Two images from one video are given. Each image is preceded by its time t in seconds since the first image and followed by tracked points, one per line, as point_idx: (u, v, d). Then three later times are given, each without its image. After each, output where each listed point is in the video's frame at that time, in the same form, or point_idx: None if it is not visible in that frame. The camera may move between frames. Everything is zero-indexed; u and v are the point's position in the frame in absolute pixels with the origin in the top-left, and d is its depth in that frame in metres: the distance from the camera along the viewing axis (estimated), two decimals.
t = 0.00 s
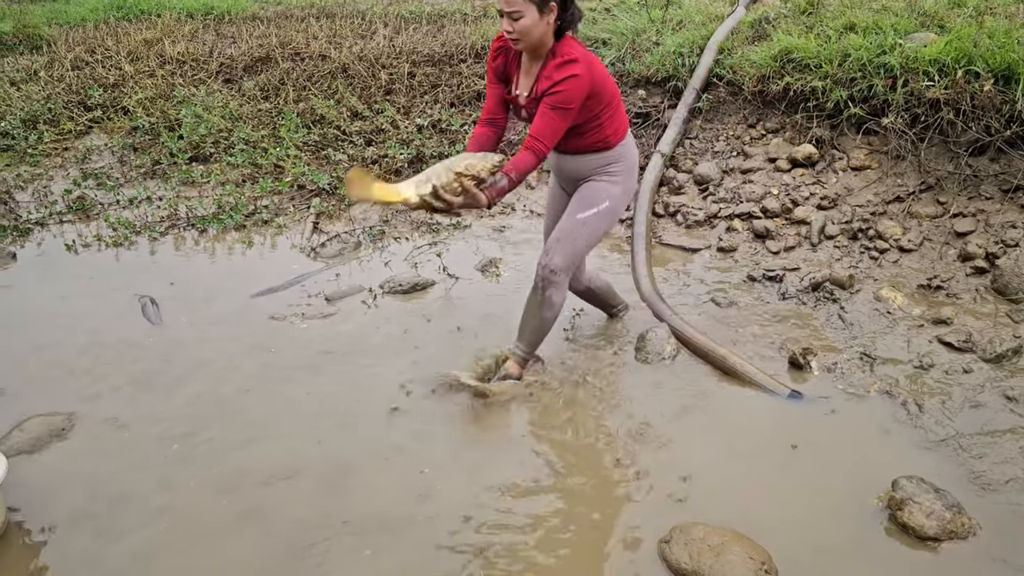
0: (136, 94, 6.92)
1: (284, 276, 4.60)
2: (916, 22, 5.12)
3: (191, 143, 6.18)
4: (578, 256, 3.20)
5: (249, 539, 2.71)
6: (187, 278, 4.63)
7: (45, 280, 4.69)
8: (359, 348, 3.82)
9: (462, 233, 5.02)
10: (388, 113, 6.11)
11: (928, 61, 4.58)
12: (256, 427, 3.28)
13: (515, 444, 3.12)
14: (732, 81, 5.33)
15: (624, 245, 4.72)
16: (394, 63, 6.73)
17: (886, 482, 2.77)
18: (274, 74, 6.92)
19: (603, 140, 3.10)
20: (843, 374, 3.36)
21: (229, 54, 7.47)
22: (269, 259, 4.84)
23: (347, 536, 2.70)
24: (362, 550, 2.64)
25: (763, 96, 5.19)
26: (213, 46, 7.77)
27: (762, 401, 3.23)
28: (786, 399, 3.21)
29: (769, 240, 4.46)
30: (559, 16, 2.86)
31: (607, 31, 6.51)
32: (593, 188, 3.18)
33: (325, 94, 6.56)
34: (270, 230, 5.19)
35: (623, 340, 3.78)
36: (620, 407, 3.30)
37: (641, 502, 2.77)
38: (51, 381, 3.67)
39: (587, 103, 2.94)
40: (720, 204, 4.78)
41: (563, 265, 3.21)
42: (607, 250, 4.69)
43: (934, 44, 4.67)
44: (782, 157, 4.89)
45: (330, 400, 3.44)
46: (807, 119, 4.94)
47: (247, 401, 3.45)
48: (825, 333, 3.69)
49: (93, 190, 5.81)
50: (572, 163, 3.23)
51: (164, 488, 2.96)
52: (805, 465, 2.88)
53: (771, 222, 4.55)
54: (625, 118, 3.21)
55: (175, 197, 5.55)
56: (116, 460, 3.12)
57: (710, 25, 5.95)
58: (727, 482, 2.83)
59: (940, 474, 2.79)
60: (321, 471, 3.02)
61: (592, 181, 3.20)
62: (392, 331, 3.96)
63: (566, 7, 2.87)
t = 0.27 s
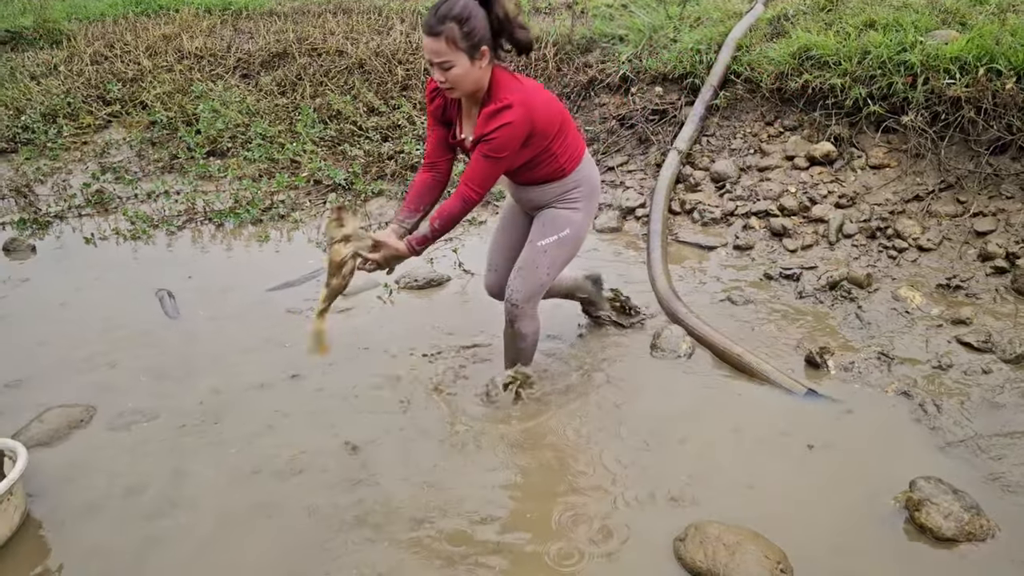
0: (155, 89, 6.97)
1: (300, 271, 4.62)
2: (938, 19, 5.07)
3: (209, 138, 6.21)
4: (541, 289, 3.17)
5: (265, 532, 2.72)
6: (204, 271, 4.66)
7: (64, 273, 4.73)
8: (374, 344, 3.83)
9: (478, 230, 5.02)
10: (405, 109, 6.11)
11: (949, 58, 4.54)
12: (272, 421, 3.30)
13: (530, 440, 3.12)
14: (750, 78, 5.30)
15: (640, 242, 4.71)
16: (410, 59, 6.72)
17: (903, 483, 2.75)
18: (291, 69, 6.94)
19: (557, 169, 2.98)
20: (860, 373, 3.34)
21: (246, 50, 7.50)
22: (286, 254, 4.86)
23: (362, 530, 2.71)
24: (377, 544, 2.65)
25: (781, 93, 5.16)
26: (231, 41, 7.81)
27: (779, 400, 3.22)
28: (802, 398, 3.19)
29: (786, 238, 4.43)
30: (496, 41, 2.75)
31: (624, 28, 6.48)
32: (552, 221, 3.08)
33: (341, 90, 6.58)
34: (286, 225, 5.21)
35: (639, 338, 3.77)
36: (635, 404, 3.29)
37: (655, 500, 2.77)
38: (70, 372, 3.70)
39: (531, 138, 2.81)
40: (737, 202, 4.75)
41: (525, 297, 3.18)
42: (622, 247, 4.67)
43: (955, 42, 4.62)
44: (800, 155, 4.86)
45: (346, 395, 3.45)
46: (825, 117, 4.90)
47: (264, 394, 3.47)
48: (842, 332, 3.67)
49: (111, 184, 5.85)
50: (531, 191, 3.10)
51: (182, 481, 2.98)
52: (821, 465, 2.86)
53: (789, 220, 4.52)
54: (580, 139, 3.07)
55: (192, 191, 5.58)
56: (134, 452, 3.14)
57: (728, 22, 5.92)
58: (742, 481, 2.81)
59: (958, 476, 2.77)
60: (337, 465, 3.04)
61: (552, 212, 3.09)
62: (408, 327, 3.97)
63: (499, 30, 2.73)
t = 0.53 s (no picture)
0: (177, 84, 7.02)
1: (321, 266, 4.64)
2: (965, 17, 5.01)
3: (231, 133, 6.25)
4: (525, 294, 3.07)
5: (286, 526, 2.74)
6: (225, 266, 4.69)
7: (88, 265, 4.78)
8: (394, 339, 3.84)
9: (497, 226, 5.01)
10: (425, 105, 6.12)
11: (975, 57, 4.49)
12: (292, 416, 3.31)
13: (548, 438, 3.11)
14: (772, 76, 5.26)
15: (660, 241, 4.69)
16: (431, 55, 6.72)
17: (924, 486, 2.73)
18: (312, 65, 6.96)
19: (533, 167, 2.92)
20: (883, 375, 3.31)
21: (268, 46, 7.54)
22: (307, 249, 4.88)
23: (381, 526, 2.72)
24: (395, 539, 2.66)
25: (805, 92, 5.12)
26: (253, 37, 7.84)
27: (799, 400, 3.20)
28: (823, 399, 3.17)
29: (808, 237, 4.40)
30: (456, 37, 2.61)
31: (646, 25, 6.46)
32: (527, 222, 3.01)
33: (362, 86, 6.59)
34: (307, 220, 5.23)
35: (659, 336, 3.75)
36: (655, 402, 3.28)
37: (673, 499, 2.76)
38: (93, 365, 3.74)
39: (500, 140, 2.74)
40: (759, 201, 4.72)
41: (511, 304, 3.09)
42: (642, 246, 4.66)
43: (982, 41, 4.57)
44: (822, 154, 4.82)
45: (365, 390, 3.46)
46: (849, 116, 4.86)
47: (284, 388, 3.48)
48: (865, 333, 3.64)
49: (134, 178, 5.90)
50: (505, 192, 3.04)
51: (203, 475, 3.00)
52: (842, 467, 2.84)
53: (811, 219, 4.48)
54: (553, 136, 3.00)
55: (214, 186, 5.61)
56: (156, 445, 3.17)
57: (751, 20, 5.88)
58: (762, 481, 2.80)
59: (981, 479, 2.74)
60: (356, 461, 3.05)
61: (527, 214, 3.02)
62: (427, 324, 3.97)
63: (456, 20, 2.61)
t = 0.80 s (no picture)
0: (207, 80, 7.08)
1: (347, 262, 4.66)
2: (1000, 17, 4.93)
3: (259, 129, 6.30)
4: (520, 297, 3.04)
5: (311, 520, 2.76)
6: (253, 260, 4.73)
7: (119, 258, 4.84)
8: (419, 336, 3.86)
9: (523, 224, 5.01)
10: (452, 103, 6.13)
11: (1011, 58, 4.42)
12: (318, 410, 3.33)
13: (572, 437, 3.11)
14: (802, 76, 5.21)
15: (687, 240, 4.66)
16: (458, 52, 6.73)
17: (954, 493, 2.69)
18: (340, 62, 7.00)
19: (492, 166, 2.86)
20: (912, 379, 3.27)
21: (297, 42, 7.59)
22: (333, 245, 4.91)
23: (406, 522, 2.73)
24: (420, 535, 2.67)
25: (835, 92, 5.07)
26: (282, 33, 7.90)
27: (827, 403, 3.17)
28: (851, 402, 3.14)
29: (837, 239, 4.36)
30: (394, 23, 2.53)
31: (674, 23, 6.42)
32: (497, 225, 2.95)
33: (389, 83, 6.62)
34: (334, 216, 5.26)
35: (685, 336, 3.73)
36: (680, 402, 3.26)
37: (697, 500, 2.74)
38: (123, 357, 3.79)
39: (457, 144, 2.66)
40: (787, 201, 4.68)
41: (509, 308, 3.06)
42: (669, 245, 4.64)
43: (1018, 41, 4.50)
44: (852, 155, 4.77)
45: (391, 387, 3.48)
46: (880, 116, 4.81)
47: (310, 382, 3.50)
48: (895, 336, 3.59)
49: (164, 172, 5.97)
50: (464, 198, 2.95)
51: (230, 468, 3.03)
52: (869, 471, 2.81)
53: (839, 220, 4.44)
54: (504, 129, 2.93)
55: (242, 181, 5.66)
56: (184, 437, 3.21)
57: (781, 19, 5.83)
58: (787, 484, 2.78)
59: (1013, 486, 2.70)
60: (382, 457, 3.06)
61: (495, 217, 2.95)
62: (452, 321, 3.98)
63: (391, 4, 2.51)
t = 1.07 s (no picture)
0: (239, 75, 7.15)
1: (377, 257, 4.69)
2: None
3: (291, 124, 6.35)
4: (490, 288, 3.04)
5: (341, 514, 2.78)
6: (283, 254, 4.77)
7: (152, 250, 4.90)
8: (447, 332, 3.87)
9: (553, 222, 5.00)
10: (482, 100, 6.13)
11: None
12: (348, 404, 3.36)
13: (600, 435, 3.11)
14: (837, 74, 5.15)
15: (717, 240, 4.63)
16: (489, 49, 6.73)
17: (989, 499, 2.65)
18: (371, 57, 7.03)
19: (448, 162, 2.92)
20: (947, 383, 3.23)
21: (328, 38, 7.63)
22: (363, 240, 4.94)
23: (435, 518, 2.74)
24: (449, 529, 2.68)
25: (871, 91, 5.01)
26: (313, 29, 7.94)
27: (859, 406, 3.14)
28: (884, 405, 3.11)
29: (870, 240, 4.31)
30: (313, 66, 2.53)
31: (707, 21, 6.38)
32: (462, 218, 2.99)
33: (420, 79, 6.64)
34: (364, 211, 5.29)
35: (716, 336, 3.71)
36: (711, 402, 3.24)
37: (726, 502, 2.72)
38: (156, 348, 3.84)
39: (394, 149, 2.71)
40: (820, 201, 4.63)
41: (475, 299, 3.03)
42: (699, 244, 4.61)
43: None
44: (887, 155, 4.71)
45: (420, 382, 3.50)
46: (917, 116, 4.75)
47: (340, 376, 3.53)
48: (930, 340, 3.55)
49: (197, 166, 6.03)
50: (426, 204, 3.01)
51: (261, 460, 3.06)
52: (901, 475, 2.77)
53: (873, 221, 4.38)
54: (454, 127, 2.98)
55: (274, 176, 5.71)
56: (216, 429, 3.24)
57: (816, 16, 5.76)
58: (818, 487, 2.75)
59: None
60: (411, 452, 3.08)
61: (458, 210, 3.00)
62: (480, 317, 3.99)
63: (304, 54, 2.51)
